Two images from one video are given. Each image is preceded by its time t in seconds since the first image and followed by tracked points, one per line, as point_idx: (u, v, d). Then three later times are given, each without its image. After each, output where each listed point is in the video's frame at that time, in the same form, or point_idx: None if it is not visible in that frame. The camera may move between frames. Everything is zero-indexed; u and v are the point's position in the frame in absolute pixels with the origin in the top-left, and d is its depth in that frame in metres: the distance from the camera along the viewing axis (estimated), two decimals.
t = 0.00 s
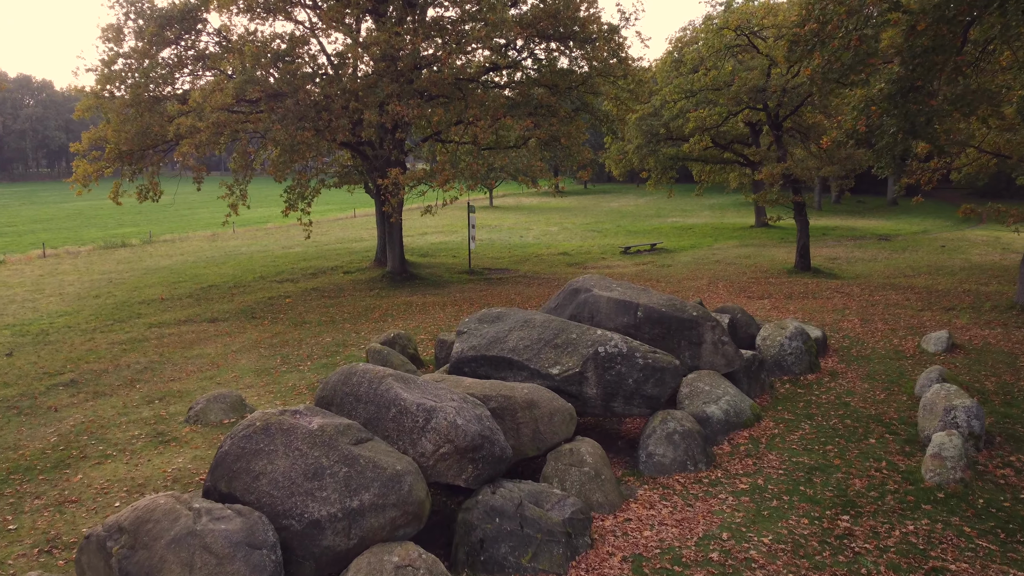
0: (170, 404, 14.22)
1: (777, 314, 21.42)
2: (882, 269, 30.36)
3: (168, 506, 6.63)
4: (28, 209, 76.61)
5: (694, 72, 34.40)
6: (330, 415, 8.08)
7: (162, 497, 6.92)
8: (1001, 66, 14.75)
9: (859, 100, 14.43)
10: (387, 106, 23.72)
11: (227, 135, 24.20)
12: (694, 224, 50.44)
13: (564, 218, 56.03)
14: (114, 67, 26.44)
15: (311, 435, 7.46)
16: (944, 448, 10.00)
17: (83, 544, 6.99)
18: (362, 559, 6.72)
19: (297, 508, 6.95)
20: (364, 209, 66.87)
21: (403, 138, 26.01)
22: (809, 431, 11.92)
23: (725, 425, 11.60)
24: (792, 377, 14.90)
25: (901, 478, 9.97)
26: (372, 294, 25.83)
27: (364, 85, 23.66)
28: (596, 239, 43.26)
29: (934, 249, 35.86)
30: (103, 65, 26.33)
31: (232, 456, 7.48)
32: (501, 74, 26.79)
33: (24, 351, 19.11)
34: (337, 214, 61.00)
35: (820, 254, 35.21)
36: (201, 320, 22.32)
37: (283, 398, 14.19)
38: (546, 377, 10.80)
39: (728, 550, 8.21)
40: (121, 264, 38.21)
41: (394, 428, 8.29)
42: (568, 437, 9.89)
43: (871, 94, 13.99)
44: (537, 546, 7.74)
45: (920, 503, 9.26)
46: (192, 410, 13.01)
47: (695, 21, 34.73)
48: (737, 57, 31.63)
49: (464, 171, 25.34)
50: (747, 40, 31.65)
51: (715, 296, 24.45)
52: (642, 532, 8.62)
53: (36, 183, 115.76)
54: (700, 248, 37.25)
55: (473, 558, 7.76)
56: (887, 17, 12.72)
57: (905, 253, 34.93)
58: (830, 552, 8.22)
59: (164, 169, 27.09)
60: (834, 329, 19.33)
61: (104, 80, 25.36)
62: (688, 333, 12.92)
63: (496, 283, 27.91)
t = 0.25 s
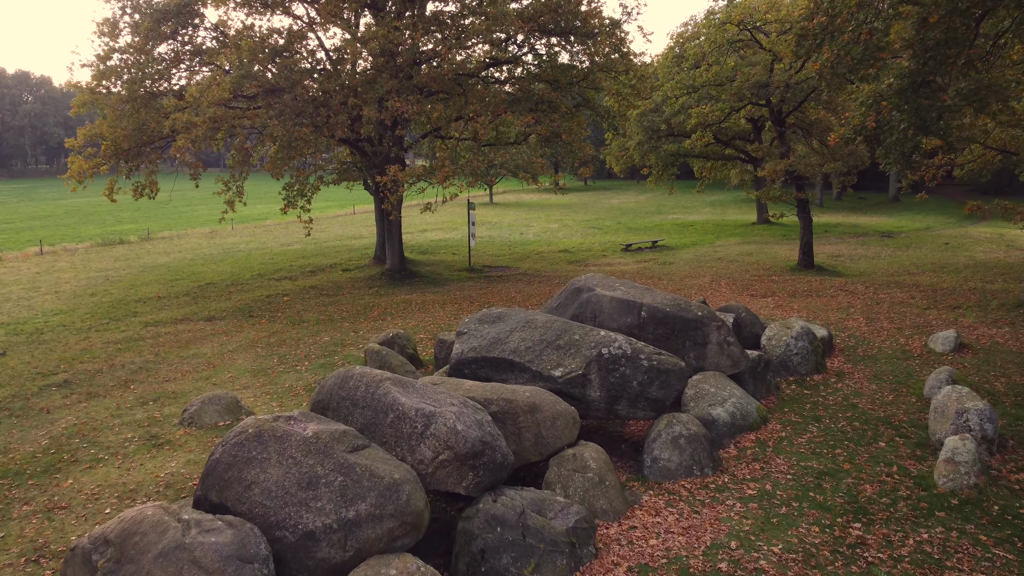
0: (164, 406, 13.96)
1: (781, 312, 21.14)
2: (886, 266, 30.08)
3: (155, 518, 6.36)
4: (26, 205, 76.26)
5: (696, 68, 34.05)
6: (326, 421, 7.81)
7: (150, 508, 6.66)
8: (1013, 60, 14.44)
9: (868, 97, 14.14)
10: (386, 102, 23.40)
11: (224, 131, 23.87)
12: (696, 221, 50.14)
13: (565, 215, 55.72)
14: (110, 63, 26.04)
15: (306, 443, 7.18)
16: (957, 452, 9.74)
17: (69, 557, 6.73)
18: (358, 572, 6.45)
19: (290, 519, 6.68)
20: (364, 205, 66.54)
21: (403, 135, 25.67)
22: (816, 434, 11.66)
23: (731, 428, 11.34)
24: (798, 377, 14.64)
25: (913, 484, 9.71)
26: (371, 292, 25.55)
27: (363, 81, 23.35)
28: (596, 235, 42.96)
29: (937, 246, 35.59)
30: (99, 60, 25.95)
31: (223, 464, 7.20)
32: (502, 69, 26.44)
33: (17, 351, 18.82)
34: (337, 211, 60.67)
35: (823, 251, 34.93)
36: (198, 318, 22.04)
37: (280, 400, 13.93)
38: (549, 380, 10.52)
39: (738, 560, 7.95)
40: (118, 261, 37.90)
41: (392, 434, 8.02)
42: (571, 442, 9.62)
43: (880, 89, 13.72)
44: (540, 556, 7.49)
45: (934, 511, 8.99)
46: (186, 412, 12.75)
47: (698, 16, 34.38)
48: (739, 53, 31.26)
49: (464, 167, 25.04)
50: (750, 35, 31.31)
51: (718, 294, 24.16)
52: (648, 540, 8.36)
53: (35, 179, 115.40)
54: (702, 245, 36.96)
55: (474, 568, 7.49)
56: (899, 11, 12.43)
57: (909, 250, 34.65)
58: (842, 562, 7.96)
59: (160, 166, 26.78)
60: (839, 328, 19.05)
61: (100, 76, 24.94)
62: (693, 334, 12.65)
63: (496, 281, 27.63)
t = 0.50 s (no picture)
0: (158, 408, 13.69)
1: (785, 312, 20.86)
2: (890, 264, 29.78)
3: (142, 532, 6.10)
4: (25, 203, 75.96)
5: (698, 65, 33.74)
6: (321, 428, 7.54)
7: (136, 521, 6.39)
8: None
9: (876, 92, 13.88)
10: (386, 99, 23.08)
11: (221, 128, 23.56)
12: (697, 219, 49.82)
13: (565, 213, 55.40)
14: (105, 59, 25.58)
15: (300, 451, 6.91)
16: (971, 458, 9.47)
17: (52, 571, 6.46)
18: None
19: (283, 532, 6.41)
20: (363, 203, 66.24)
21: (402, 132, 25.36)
22: (824, 438, 11.40)
23: (737, 432, 11.10)
24: (804, 379, 14.37)
25: (925, 490, 9.45)
26: (370, 291, 25.28)
27: (361, 77, 23.06)
28: (597, 234, 42.67)
29: (941, 244, 35.32)
30: (95, 56, 25.61)
31: (213, 474, 6.92)
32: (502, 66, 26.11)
33: (10, 351, 18.55)
34: (336, 209, 60.34)
35: (826, 249, 34.63)
36: (194, 318, 21.77)
37: (276, 402, 13.66)
38: (551, 383, 10.25)
39: (747, 572, 7.69)
40: (116, 260, 37.61)
41: (390, 441, 7.74)
42: (574, 448, 9.35)
43: (889, 85, 13.47)
44: (542, 568, 7.21)
45: (948, 519, 8.73)
46: (180, 416, 12.53)
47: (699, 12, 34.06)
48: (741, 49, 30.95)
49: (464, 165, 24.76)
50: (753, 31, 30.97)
51: (721, 293, 23.88)
52: (653, 551, 8.10)
53: (33, 176, 115.10)
54: (703, 244, 36.65)
55: None
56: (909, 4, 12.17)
57: (912, 248, 34.35)
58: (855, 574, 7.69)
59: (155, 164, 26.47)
60: (844, 328, 18.77)
61: (95, 72, 24.55)
62: (698, 335, 12.37)
63: (496, 280, 27.35)
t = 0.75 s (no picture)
0: (153, 411, 13.43)
1: (789, 312, 20.60)
2: (894, 263, 29.49)
3: (127, 547, 5.80)
4: (22, 201, 75.52)
5: (700, 62, 33.43)
6: (316, 437, 7.26)
7: (122, 536, 6.10)
8: None
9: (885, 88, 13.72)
10: (385, 96, 22.78)
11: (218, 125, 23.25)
12: (698, 217, 49.55)
13: (565, 211, 55.10)
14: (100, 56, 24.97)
15: (293, 462, 6.63)
16: (985, 465, 9.19)
17: None
18: None
19: (275, 546, 6.13)
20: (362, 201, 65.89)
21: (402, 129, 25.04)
22: (833, 442, 11.14)
23: (743, 437, 10.85)
24: (810, 381, 14.11)
25: (939, 498, 9.21)
26: (369, 290, 25.01)
27: (360, 74, 22.79)
28: (598, 232, 42.38)
29: (944, 242, 35.08)
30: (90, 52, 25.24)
31: (203, 485, 6.64)
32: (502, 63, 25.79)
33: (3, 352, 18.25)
34: (335, 207, 60.08)
35: (829, 248, 34.35)
36: (190, 318, 21.48)
37: (272, 405, 13.40)
38: (554, 387, 9.98)
39: None
40: (113, 258, 37.28)
41: (387, 450, 7.46)
42: (578, 455, 9.09)
43: (901, 81, 13.20)
44: None
45: (964, 528, 8.49)
46: (174, 419, 12.28)
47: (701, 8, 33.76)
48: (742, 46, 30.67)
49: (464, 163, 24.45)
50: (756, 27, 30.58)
51: (724, 292, 23.59)
52: (660, 562, 7.85)
53: (31, 174, 114.60)
54: (705, 242, 36.37)
55: None
56: None
57: (916, 247, 34.06)
58: None
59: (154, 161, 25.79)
60: (850, 329, 18.49)
61: (91, 68, 24.04)
62: (703, 337, 12.08)
63: (496, 279, 27.07)
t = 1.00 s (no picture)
0: (147, 415, 13.19)
1: (794, 313, 20.33)
2: (898, 263, 29.21)
3: (111, 566, 5.52)
4: (19, 200, 75.18)
5: (702, 60, 33.16)
6: (311, 447, 6.99)
7: (107, 553, 5.83)
8: None
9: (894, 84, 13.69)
10: (384, 94, 22.51)
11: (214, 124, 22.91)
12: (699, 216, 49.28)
13: (566, 210, 54.81)
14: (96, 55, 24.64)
15: (287, 474, 6.35)
16: (1001, 474, 8.90)
17: None
18: None
19: (268, 564, 5.86)
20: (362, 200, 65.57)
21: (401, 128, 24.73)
22: (843, 448, 10.88)
23: (751, 443, 10.59)
24: (817, 384, 13.84)
25: (954, 507, 8.95)
26: (368, 291, 24.72)
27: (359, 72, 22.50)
28: (599, 231, 42.11)
29: (948, 242, 34.81)
30: (85, 50, 24.82)
31: (193, 499, 6.36)
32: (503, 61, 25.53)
33: None
34: (334, 206, 59.79)
35: (832, 247, 34.06)
36: (186, 319, 21.20)
37: (268, 410, 13.14)
38: (557, 393, 9.71)
39: None
40: (110, 258, 36.98)
41: (385, 460, 7.19)
42: (582, 463, 8.82)
43: (913, 78, 12.96)
44: None
45: (980, 539, 8.24)
46: (168, 424, 12.00)
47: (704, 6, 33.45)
48: (744, 44, 30.39)
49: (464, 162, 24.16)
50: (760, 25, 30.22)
51: (727, 293, 23.32)
52: None
53: (29, 172, 114.25)
54: (707, 241, 36.10)
55: None
56: None
57: (919, 246, 33.78)
58: None
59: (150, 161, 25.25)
60: (856, 331, 18.21)
61: (86, 66, 23.66)
62: (709, 340, 11.81)
63: (497, 279, 26.79)
